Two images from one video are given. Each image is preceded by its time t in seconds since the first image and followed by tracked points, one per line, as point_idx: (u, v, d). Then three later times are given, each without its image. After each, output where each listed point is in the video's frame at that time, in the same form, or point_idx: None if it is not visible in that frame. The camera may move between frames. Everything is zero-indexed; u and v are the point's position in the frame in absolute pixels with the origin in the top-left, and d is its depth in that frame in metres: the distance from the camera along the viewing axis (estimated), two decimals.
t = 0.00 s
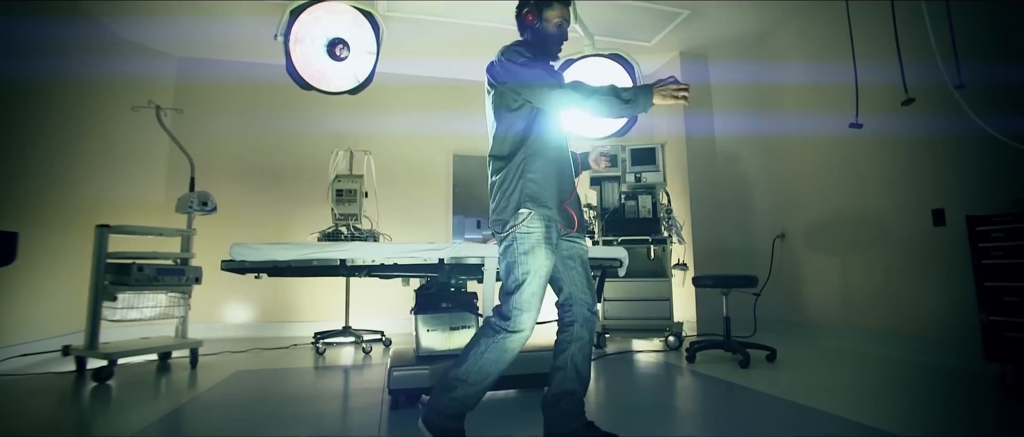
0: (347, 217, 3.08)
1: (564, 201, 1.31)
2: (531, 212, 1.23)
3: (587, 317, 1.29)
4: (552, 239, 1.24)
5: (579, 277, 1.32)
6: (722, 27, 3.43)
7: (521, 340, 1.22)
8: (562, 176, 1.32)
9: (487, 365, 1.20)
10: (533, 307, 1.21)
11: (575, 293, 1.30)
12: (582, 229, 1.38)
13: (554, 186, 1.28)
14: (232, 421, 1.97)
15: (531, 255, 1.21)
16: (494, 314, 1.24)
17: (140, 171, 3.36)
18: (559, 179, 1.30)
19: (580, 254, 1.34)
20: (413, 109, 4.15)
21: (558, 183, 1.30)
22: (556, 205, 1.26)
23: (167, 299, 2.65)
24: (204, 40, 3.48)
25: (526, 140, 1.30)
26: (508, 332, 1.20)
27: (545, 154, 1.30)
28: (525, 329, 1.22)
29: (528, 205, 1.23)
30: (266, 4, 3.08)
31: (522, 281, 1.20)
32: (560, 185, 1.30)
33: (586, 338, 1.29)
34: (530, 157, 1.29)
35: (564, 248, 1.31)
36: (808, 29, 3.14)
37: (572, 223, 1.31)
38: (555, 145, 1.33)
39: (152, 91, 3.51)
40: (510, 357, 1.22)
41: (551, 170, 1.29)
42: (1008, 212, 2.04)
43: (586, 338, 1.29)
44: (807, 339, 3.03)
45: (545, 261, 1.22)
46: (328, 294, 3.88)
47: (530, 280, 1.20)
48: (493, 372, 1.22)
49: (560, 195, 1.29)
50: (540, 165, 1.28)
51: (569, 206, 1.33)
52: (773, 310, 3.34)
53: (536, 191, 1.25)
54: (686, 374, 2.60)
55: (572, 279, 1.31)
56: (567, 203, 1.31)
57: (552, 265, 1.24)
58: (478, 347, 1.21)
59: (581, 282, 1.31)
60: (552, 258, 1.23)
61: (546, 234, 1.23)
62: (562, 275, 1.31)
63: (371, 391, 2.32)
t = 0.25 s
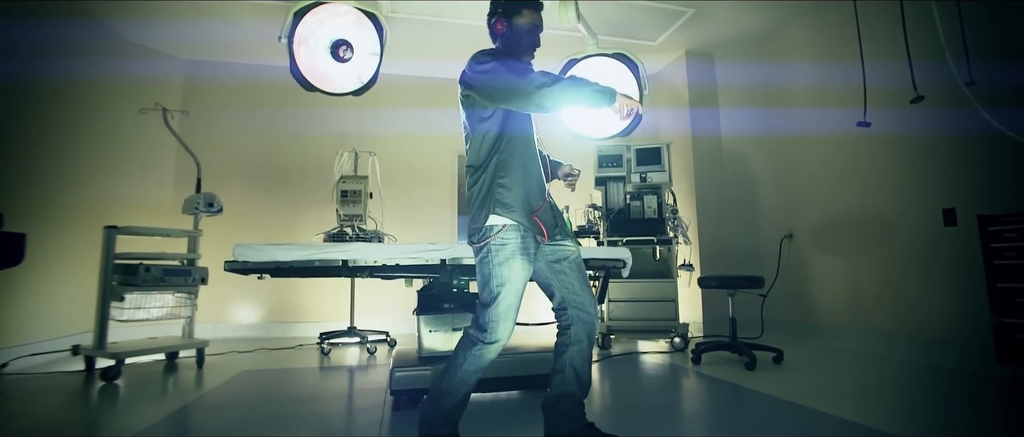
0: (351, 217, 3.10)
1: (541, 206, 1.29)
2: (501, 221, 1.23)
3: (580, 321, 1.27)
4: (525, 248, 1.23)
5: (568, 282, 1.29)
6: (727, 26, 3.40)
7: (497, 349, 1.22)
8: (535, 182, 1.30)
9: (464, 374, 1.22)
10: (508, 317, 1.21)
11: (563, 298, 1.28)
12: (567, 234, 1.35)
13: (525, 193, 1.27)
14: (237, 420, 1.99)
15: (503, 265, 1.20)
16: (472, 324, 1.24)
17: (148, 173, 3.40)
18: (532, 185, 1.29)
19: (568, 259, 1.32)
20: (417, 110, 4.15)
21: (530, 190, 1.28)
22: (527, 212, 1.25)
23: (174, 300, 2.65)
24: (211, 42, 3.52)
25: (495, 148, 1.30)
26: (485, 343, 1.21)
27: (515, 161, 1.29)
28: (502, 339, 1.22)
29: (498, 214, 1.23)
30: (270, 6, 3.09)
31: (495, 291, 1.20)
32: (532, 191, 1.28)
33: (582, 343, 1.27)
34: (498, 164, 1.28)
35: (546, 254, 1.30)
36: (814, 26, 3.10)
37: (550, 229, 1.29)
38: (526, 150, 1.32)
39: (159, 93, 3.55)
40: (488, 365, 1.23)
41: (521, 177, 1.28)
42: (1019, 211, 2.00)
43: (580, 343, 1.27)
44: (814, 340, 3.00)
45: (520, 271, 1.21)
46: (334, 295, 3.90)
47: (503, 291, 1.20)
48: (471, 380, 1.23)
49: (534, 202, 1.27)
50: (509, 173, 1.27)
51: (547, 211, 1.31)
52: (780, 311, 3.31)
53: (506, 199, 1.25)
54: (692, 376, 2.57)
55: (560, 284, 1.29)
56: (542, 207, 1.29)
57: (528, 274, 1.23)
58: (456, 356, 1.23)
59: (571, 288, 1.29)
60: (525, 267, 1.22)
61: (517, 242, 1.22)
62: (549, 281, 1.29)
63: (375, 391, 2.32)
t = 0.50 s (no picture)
0: (357, 217, 3.11)
1: (525, 203, 1.26)
2: (481, 221, 1.24)
3: (570, 320, 1.27)
4: (511, 246, 1.24)
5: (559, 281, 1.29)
6: (735, 23, 3.36)
7: (497, 350, 1.22)
8: (518, 178, 1.28)
9: (467, 377, 1.22)
10: (503, 316, 1.22)
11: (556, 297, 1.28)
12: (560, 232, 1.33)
13: (506, 191, 1.26)
14: (241, 419, 1.99)
15: (490, 264, 1.22)
16: (469, 326, 1.26)
17: (157, 174, 3.45)
18: (515, 183, 1.28)
19: (560, 258, 1.31)
20: (422, 110, 4.16)
21: (513, 187, 1.27)
22: (508, 210, 1.24)
23: (182, 299, 2.70)
24: (218, 44, 3.55)
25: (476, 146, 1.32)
26: (482, 345, 1.22)
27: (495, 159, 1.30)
28: (499, 340, 1.22)
29: (479, 213, 1.24)
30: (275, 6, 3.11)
31: (484, 291, 1.22)
32: (515, 188, 1.27)
33: (574, 341, 1.27)
34: (479, 162, 1.30)
35: (536, 254, 1.29)
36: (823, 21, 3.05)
37: (535, 227, 1.26)
38: (505, 147, 1.31)
39: (166, 95, 3.59)
40: (490, 367, 1.23)
41: (503, 175, 1.28)
42: None
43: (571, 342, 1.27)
44: (825, 341, 2.95)
45: (508, 270, 1.23)
46: (340, 294, 3.92)
47: (492, 289, 1.21)
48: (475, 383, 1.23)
49: (516, 200, 1.26)
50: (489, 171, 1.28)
51: (535, 209, 1.28)
52: (789, 312, 3.26)
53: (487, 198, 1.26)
54: (699, 377, 2.54)
55: (551, 284, 1.29)
56: (525, 206, 1.26)
57: (516, 271, 1.24)
58: (456, 359, 1.24)
59: (562, 287, 1.29)
60: (511, 265, 1.23)
61: (500, 240, 1.23)
62: (540, 281, 1.30)
63: (379, 392, 2.32)
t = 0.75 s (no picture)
0: (362, 217, 3.12)
1: (477, 207, 1.28)
2: (434, 221, 1.27)
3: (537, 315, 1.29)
4: (469, 243, 1.26)
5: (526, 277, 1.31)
6: (742, 19, 3.32)
7: (473, 348, 1.23)
8: (472, 178, 1.31)
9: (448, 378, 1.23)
10: (471, 313, 1.23)
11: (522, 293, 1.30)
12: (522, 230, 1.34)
13: (457, 196, 1.29)
14: (246, 416, 2.01)
15: (449, 260, 1.24)
16: (443, 328, 1.27)
17: (166, 175, 3.49)
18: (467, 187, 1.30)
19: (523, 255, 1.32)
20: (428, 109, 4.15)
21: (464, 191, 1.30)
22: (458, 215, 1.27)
23: (190, 298, 2.73)
24: (226, 45, 3.59)
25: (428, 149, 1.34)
26: (455, 343, 1.23)
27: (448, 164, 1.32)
28: (471, 337, 1.23)
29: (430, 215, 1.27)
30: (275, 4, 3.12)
31: (450, 289, 1.23)
32: (467, 192, 1.30)
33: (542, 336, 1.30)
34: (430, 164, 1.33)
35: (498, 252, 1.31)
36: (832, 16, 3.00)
37: (490, 227, 1.28)
38: (458, 147, 1.34)
39: (174, 96, 3.64)
40: (470, 366, 1.23)
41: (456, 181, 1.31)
42: None
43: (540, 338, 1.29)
44: (834, 341, 2.91)
45: (468, 264, 1.24)
46: (347, 294, 3.94)
47: (454, 287, 1.22)
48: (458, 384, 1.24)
49: (468, 203, 1.28)
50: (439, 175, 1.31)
51: (491, 209, 1.30)
52: (798, 311, 3.21)
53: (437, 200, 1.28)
54: (706, 378, 2.52)
55: (515, 282, 1.30)
56: (482, 207, 1.29)
57: (477, 266, 1.25)
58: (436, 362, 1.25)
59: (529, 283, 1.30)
60: (472, 261, 1.24)
61: (456, 235, 1.25)
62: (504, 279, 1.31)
63: (382, 390, 2.33)
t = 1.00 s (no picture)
0: (368, 217, 3.14)
1: (431, 203, 1.35)
2: (395, 222, 1.34)
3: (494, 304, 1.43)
4: (431, 241, 1.32)
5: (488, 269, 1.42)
6: (751, 14, 3.27)
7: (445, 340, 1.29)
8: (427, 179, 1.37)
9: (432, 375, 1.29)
10: (438, 307, 1.29)
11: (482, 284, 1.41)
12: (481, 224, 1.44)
13: (412, 191, 1.35)
14: (250, 414, 2.03)
15: (412, 256, 1.31)
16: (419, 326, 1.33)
17: (175, 176, 3.54)
18: (420, 181, 1.36)
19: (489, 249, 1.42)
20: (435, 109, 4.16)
21: (418, 187, 1.36)
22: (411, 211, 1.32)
23: (198, 298, 2.76)
24: (234, 47, 3.62)
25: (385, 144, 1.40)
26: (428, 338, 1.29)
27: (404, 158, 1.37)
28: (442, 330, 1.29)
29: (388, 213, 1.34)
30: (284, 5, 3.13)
31: (416, 288, 1.29)
32: (420, 187, 1.36)
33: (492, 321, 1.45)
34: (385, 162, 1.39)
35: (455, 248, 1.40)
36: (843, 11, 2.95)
37: (447, 223, 1.35)
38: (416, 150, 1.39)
39: (183, 98, 3.67)
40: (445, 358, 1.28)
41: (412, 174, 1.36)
42: None
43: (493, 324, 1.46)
44: (844, 342, 2.86)
45: (429, 260, 1.30)
46: (354, 293, 3.96)
47: (418, 283, 1.29)
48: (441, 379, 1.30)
49: (425, 200, 1.35)
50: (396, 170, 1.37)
51: (449, 206, 1.37)
52: (808, 312, 3.16)
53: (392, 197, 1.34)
54: (713, 379, 2.49)
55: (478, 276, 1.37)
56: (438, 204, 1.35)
57: (439, 261, 1.32)
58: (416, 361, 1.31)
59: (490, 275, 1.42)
60: (435, 257, 1.31)
61: (416, 234, 1.32)
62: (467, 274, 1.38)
63: (386, 390, 2.34)
